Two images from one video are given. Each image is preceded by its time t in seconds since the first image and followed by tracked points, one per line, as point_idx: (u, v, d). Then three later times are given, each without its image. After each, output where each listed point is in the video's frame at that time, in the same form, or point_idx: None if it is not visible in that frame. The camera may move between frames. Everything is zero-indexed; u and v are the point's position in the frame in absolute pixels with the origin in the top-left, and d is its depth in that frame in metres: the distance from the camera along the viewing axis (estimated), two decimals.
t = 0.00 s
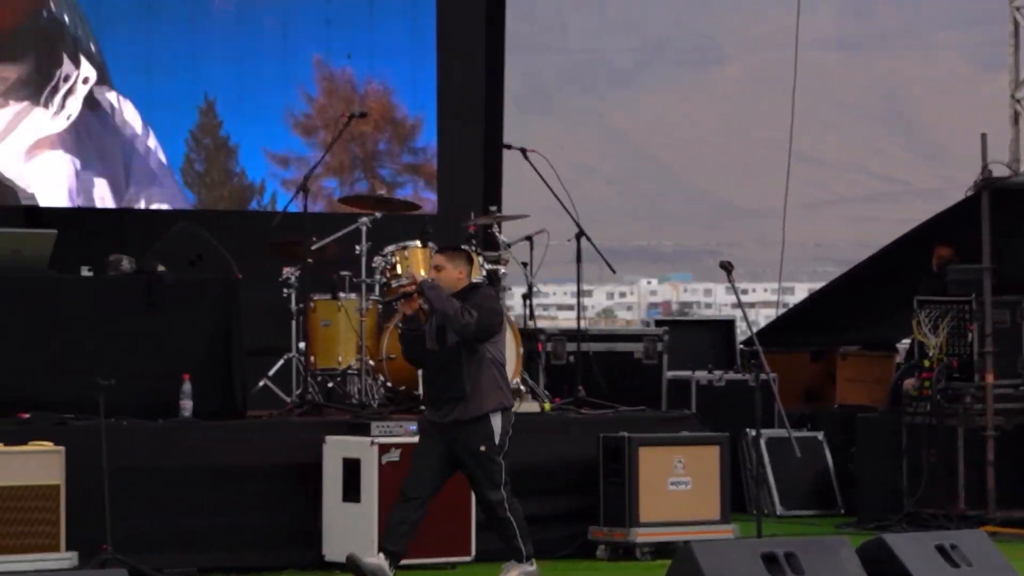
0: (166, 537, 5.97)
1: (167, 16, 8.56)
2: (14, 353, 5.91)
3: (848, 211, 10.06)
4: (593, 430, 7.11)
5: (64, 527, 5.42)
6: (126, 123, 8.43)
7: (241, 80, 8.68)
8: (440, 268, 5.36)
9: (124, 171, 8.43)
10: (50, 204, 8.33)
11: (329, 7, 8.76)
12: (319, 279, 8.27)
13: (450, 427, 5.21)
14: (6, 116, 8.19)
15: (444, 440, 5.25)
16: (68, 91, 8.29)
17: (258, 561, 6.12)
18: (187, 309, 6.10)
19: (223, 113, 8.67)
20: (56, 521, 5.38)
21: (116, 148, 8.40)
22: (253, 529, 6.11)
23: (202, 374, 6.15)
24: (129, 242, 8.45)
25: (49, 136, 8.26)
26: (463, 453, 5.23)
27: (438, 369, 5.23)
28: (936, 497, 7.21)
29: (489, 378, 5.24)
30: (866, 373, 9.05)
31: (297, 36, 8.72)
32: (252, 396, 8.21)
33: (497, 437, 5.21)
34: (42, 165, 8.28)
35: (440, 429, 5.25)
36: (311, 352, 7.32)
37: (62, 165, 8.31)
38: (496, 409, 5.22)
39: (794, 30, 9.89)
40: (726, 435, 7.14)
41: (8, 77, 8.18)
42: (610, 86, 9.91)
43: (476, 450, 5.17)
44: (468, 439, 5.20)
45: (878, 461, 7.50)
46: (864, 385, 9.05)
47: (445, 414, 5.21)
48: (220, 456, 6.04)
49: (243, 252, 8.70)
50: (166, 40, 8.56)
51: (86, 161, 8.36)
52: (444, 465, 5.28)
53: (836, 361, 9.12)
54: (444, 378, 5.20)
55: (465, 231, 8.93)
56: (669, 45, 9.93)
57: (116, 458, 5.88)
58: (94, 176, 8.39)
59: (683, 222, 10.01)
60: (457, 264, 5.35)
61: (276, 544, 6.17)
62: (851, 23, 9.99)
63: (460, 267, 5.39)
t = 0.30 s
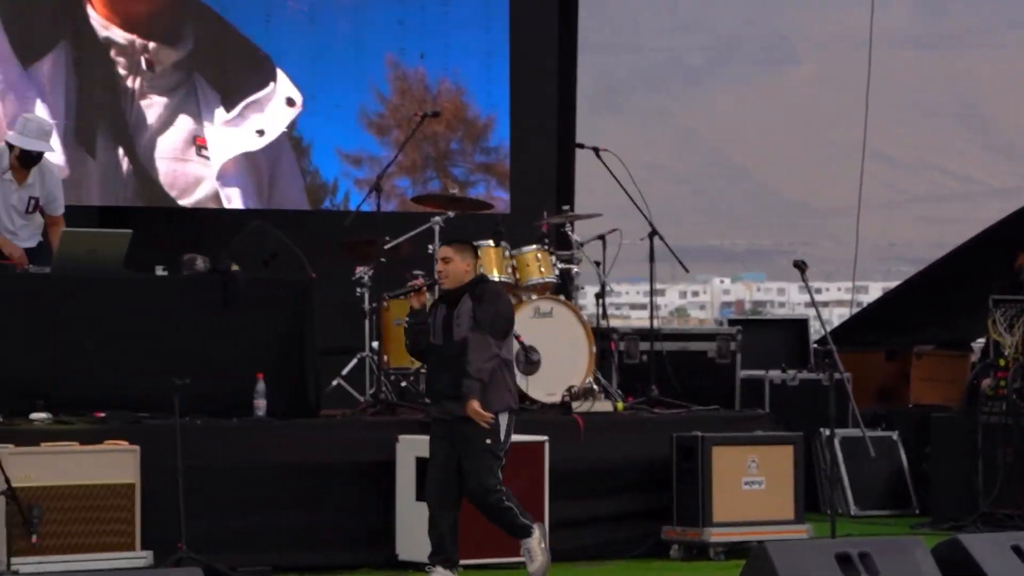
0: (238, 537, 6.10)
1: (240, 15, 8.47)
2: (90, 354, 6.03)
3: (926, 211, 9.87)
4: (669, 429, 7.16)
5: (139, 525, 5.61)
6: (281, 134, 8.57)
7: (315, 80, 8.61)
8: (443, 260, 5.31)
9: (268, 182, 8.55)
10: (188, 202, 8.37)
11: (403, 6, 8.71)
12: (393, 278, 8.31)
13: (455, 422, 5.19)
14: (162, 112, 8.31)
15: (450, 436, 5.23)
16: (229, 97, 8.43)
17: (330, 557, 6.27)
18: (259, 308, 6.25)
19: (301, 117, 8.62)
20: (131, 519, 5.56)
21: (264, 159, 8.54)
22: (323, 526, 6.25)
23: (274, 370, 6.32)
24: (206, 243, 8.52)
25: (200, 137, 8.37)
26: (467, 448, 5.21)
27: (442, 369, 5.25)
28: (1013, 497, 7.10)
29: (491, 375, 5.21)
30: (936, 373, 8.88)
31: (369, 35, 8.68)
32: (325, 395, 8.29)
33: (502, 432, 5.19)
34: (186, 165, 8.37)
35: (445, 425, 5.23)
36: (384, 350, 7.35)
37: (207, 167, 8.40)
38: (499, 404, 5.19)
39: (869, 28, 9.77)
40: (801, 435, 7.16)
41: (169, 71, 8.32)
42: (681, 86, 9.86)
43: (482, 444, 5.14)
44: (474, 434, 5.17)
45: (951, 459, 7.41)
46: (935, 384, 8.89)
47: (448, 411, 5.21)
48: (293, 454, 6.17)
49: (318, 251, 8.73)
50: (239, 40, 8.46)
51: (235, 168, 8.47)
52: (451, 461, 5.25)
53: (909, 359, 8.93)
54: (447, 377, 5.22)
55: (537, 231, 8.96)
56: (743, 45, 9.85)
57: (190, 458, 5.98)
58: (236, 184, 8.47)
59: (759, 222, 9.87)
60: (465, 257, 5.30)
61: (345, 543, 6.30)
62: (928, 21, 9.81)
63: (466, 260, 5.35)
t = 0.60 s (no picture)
0: (301, 536, 6.27)
1: (327, 25, 8.48)
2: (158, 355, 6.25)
3: (991, 211, 9.80)
4: (733, 430, 7.18)
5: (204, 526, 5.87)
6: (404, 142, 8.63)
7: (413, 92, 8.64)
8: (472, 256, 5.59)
9: (386, 189, 8.60)
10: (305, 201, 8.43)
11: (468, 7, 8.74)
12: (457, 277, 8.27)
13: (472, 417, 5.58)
14: (284, 110, 8.38)
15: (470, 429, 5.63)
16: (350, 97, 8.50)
17: (394, 556, 6.43)
18: (327, 307, 6.50)
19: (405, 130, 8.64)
20: (195, 520, 5.82)
21: (384, 164, 8.59)
22: (386, 527, 6.42)
23: (340, 368, 6.54)
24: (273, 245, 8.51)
25: (320, 137, 8.45)
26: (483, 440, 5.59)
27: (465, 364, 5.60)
28: None
29: (511, 374, 5.56)
30: (1002, 374, 8.85)
31: (434, 37, 8.70)
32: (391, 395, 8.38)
33: (518, 428, 5.54)
34: (307, 164, 8.44)
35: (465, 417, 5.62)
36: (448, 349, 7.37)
37: (326, 169, 8.48)
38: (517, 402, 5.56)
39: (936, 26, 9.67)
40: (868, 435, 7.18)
41: (294, 64, 8.41)
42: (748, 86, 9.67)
43: (495, 438, 5.51)
44: (488, 429, 5.54)
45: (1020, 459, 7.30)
46: (1000, 386, 8.85)
47: (468, 404, 5.59)
48: (357, 454, 6.34)
49: (382, 251, 8.68)
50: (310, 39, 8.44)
51: (353, 172, 8.54)
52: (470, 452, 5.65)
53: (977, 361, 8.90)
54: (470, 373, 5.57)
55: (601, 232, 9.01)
56: (811, 44, 9.66)
57: (256, 458, 6.19)
58: (356, 198, 8.56)
59: (827, 222, 9.71)
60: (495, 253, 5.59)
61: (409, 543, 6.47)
62: (995, 20, 9.72)
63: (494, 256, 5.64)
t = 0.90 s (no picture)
0: (360, 533, 6.45)
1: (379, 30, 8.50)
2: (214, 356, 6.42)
3: None
4: (787, 430, 7.16)
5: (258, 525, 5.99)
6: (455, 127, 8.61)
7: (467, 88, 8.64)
8: (501, 257, 5.46)
9: (439, 175, 8.57)
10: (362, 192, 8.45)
11: (521, 8, 8.74)
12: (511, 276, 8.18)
13: (494, 421, 5.42)
14: (337, 101, 8.41)
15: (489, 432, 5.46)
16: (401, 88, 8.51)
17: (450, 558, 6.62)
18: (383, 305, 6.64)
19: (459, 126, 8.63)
20: (250, 520, 5.94)
21: (436, 150, 8.56)
22: (445, 526, 6.62)
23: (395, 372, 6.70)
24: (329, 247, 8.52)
25: (373, 127, 8.46)
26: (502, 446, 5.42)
27: (489, 368, 5.47)
28: None
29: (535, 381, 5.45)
30: None
31: (487, 37, 8.69)
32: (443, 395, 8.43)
33: (537, 432, 5.39)
34: (360, 156, 8.45)
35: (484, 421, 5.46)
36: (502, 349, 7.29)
37: (379, 158, 8.48)
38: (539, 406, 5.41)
39: (992, 24, 9.55)
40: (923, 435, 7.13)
41: (348, 56, 8.43)
42: (802, 86, 9.52)
43: (517, 443, 5.36)
44: (510, 434, 5.39)
45: None
46: None
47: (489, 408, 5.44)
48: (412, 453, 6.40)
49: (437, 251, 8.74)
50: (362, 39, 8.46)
51: (404, 159, 8.52)
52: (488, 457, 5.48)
53: None
54: (493, 378, 5.44)
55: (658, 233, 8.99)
56: (867, 42, 9.51)
57: (310, 457, 6.31)
58: (404, 180, 8.52)
59: (883, 220, 9.61)
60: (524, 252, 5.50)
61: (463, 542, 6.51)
62: None
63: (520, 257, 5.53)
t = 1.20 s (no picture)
0: (407, 533, 6.58)
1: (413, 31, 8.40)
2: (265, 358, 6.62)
3: None
4: (840, 431, 7.12)
5: (310, 526, 6.19)
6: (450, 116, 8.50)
7: (485, 81, 8.57)
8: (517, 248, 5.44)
9: (438, 164, 8.48)
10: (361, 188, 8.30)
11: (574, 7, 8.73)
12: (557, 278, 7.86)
13: (527, 418, 5.42)
14: (331, 97, 8.24)
15: (517, 431, 5.45)
16: (395, 76, 8.35)
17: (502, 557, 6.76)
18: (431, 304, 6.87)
19: (471, 118, 8.56)
20: (303, 520, 6.14)
21: (435, 138, 8.46)
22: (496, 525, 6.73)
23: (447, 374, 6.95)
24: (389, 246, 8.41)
25: (365, 118, 8.30)
26: (532, 446, 5.46)
27: (522, 360, 5.46)
28: None
29: (568, 368, 5.50)
30: None
31: (540, 37, 8.68)
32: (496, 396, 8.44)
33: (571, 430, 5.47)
34: (354, 147, 8.29)
35: (512, 421, 5.46)
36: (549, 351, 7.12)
37: (376, 152, 8.33)
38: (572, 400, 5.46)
39: None
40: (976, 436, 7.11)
41: (337, 53, 8.24)
42: (853, 85, 9.38)
43: (554, 447, 5.42)
44: (544, 436, 5.43)
45: None
46: None
47: (522, 403, 5.43)
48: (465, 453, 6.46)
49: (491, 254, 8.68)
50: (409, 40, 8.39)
51: (401, 152, 8.39)
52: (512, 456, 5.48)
53: None
54: (526, 367, 5.44)
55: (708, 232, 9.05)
56: (916, 41, 9.39)
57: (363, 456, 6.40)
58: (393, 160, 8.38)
59: (934, 221, 9.43)
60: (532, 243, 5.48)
61: (514, 542, 6.51)
62: None
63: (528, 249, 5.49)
